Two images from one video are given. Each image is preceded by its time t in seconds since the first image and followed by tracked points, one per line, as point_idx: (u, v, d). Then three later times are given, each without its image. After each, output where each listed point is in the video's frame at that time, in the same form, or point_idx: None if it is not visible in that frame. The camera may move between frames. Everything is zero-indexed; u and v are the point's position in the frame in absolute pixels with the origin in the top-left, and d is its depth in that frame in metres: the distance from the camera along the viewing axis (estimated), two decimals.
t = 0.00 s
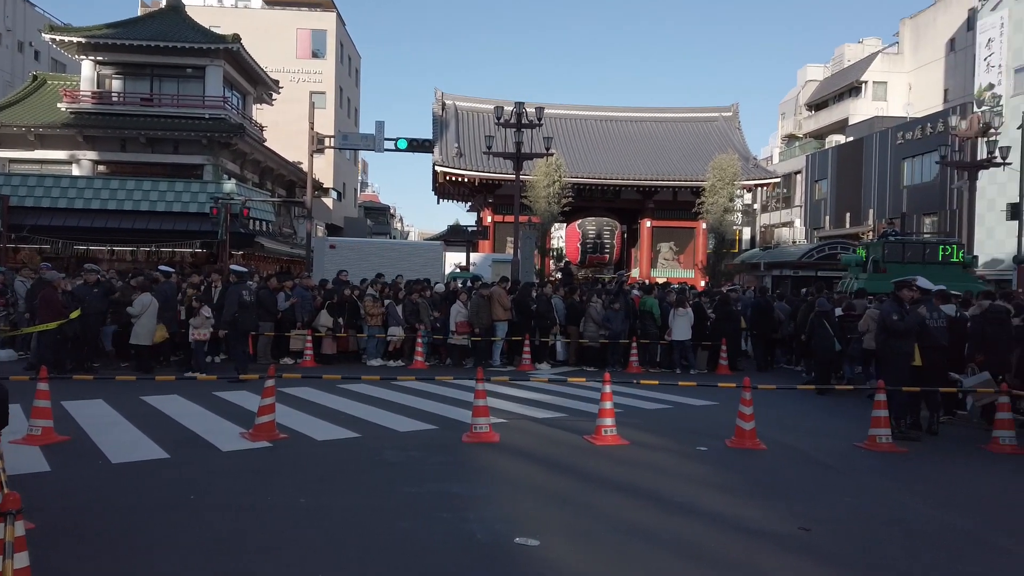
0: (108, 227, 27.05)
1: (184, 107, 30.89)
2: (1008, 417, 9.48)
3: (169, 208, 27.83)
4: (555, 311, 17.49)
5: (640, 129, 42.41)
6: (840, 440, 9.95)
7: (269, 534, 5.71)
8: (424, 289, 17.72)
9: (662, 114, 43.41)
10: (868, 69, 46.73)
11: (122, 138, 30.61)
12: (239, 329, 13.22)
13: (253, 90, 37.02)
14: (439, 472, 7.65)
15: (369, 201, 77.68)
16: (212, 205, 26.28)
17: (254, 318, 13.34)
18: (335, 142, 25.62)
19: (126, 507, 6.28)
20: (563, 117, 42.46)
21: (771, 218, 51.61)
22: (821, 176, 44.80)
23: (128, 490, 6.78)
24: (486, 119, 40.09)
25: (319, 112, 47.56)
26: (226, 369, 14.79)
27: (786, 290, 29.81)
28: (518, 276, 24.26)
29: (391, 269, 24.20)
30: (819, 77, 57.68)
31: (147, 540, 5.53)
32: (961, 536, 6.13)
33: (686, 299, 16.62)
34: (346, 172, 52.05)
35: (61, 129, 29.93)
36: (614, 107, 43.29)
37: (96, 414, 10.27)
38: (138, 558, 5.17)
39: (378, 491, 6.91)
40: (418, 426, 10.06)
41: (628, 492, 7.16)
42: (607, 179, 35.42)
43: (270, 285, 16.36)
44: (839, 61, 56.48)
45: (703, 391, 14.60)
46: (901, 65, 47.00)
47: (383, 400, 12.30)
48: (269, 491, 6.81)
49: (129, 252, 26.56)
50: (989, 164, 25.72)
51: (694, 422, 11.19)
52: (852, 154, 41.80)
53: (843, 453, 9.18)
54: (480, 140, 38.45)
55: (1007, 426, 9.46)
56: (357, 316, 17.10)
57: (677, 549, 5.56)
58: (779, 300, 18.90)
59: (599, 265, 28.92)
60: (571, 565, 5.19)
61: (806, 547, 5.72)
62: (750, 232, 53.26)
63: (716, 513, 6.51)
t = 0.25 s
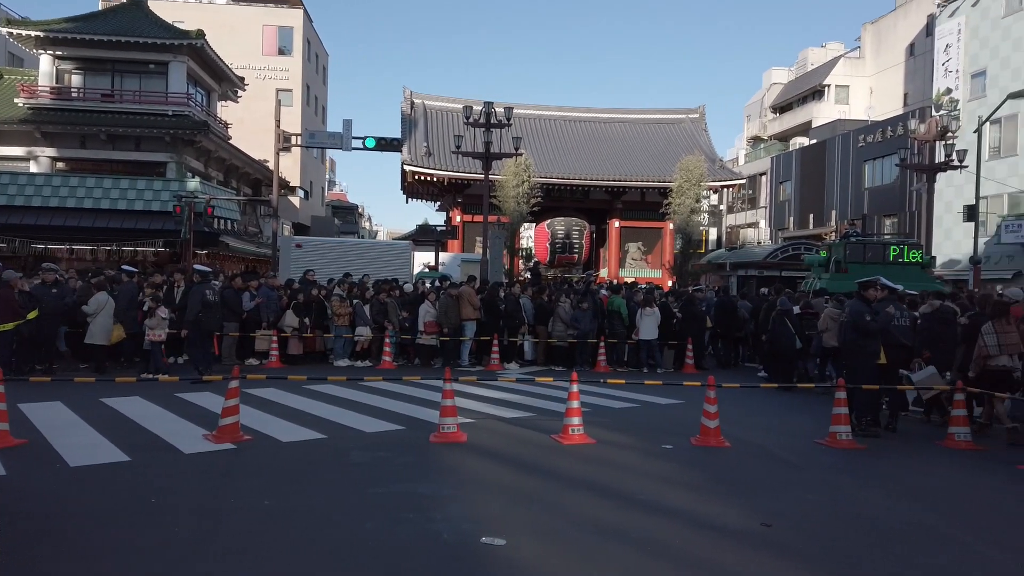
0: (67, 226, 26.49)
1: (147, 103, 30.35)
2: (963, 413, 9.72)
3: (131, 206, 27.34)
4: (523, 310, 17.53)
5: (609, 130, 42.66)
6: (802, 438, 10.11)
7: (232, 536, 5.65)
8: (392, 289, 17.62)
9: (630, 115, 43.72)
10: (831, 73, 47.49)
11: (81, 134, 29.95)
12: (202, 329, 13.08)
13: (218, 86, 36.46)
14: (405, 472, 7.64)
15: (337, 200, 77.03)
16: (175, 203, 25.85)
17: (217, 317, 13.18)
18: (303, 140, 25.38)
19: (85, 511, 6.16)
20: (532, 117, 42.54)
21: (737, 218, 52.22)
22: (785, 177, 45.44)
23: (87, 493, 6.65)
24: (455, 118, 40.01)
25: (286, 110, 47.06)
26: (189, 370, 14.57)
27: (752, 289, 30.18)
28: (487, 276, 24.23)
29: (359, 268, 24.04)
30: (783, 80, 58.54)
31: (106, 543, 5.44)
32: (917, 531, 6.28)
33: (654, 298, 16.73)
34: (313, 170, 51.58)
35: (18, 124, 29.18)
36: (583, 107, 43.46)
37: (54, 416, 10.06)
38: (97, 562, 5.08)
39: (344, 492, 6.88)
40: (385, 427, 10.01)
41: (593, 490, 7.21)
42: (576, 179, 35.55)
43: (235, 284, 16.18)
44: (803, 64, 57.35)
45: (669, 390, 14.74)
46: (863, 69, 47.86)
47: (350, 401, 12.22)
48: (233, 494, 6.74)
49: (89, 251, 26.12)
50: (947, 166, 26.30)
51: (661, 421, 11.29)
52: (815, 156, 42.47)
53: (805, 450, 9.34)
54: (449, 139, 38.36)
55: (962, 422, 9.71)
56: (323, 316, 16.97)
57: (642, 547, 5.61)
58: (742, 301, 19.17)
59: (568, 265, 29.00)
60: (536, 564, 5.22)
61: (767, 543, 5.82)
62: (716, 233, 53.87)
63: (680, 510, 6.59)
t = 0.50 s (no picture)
0: (24, 224, 25.88)
1: (107, 99, 29.77)
2: (919, 411, 9.95)
3: (91, 204, 26.79)
4: (491, 310, 17.53)
5: (576, 131, 42.84)
6: (764, 435, 10.26)
7: (194, 539, 5.58)
8: (359, 288, 17.49)
9: (598, 116, 43.95)
10: (794, 76, 48.25)
11: (39, 130, 29.27)
12: (162, 330, 12.85)
13: (181, 83, 35.92)
14: (371, 473, 7.61)
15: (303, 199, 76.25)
16: (136, 201, 25.37)
17: (177, 317, 12.95)
18: (268, 137, 25.10)
19: (42, 515, 6.04)
20: (500, 117, 42.53)
21: (703, 219, 52.77)
22: (750, 179, 46.04)
23: (43, 497, 6.51)
24: (423, 117, 39.85)
25: (251, 107, 46.49)
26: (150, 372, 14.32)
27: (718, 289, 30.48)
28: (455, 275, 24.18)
29: (326, 268, 23.83)
30: (748, 83, 59.31)
31: (64, 548, 5.33)
32: (874, 525, 6.42)
33: (621, 298, 16.80)
34: (279, 168, 51.01)
35: None
36: (551, 107, 43.59)
37: (9, 419, 9.83)
38: (55, 567, 4.99)
39: (308, 493, 6.82)
40: (350, 427, 9.93)
41: (559, 488, 7.25)
42: (545, 180, 35.62)
43: (198, 284, 15.93)
44: (767, 68, 58.14)
45: (636, 390, 14.75)
46: (825, 73, 48.67)
47: (316, 401, 12.11)
48: (195, 497, 6.65)
49: (46, 250, 25.61)
50: (906, 169, 26.88)
51: (627, 420, 11.37)
52: (779, 158, 43.08)
53: (768, 447, 9.49)
54: (417, 139, 38.20)
55: (918, 418, 9.93)
56: (289, 316, 16.77)
57: (607, 544, 5.66)
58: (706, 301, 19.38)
59: (536, 265, 29.04)
60: (502, 563, 5.23)
61: (729, 539, 5.90)
62: (682, 233, 54.38)
63: (643, 508, 6.66)
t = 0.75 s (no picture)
0: None
1: (65, 94, 29.10)
2: (877, 407, 10.15)
3: (47, 202, 26.15)
4: (458, 310, 17.51)
5: (543, 131, 42.93)
6: (728, 433, 10.39)
7: (153, 543, 5.49)
8: (325, 288, 17.34)
9: (565, 116, 44.09)
10: (758, 79, 48.92)
11: None
12: (117, 331, 12.59)
13: (142, 78, 35.22)
14: (335, 475, 7.54)
15: (269, 197, 75.35)
16: (95, 199, 24.82)
17: (132, 318, 12.67)
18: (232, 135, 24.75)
19: None
20: (467, 117, 42.45)
21: (668, 220, 53.24)
22: (715, 180, 46.56)
23: None
24: (390, 116, 39.61)
25: (214, 104, 45.79)
26: (108, 373, 14.02)
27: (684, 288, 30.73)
28: (422, 275, 24.07)
29: (291, 268, 23.57)
30: (713, 86, 60.00)
31: (17, 554, 5.21)
32: (834, 520, 6.53)
33: (588, 297, 16.89)
34: (243, 166, 50.34)
35: None
36: (518, 107, 43.63)
37: None
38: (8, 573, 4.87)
39: (272, 495, 6.75)
40: (315, 428, 9.84)
41: (525, 487, 7.26)
42: (512, 179, 35.64)
43: (158, 284, 15.65)
44: (731, 70, 58.86)
45: (602, 387, 14.92)
46: (788, 76, 49.41)
47: (281, 402, 11.98)
48: (155, 500, 6.54)
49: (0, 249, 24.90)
50: (865, 171, 27.40)
51: (592, 418, 11.43)
52: (743, 159, 43.63)
53: (731, 445, 9.61)
54: (384, 137, 37.96)
55: (876, 415, 10.13)
56: (253, 316, 16.54)
57: (572, 542, 5.69)
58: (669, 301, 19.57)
59: (504, 265, 29.04)
60: (466, 563, 5.23)
61: (691, 536, 5.96)
62: (649, 234, 54.81)
63: (607, 506, 6.70)
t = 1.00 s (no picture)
0: None
1: (19, 89, 28.39)
2: (835, 405, 10.34)
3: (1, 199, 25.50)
4: (425, 310, 17.47)
5: (510, 131, 42.95)
6: (690, 430, 10.50)
7: (109, 548, 5.38)
8: (288, 288, 17.16)
9: (532, 116, 44.15)
10: (722, 82, 49.52)
11: None
12: (64, 333, 12.30)
13: (100, 74, 34.49)
14: (298, 476, 7.47)
15: (232, 195, 74.21)
16: (51, 196, 24.24)
17: (79, 320, 12.36)
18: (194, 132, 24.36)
19: None
20: (434, 116, 42.29)
21: (634, 220, 53.66)
22: (680, 181, 47.03)
23: None
24: (355, 114, 39.31)
25: (175, 100, 45.00)
26: (62, 375, 13.71)
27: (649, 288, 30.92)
28: (389, 275, 23.95)
29: (255, 267, 23.29)
30: (678, 88, 60.60)
31: None
32: (793, 516, 6.64)
33: (554, 297, 16.97)
34: (205, 164, 49.58)
35: None
36: (485, 107, 43.59)
37: None
38: None
39: (233, 498, 6.67)
40: (277, 430, 9.73)
41: (489, 486, 7.27)
42: (479, 179, 35.61)
43: (115, 283, 15.36)
44: (696, 72, 59.51)
45: (566, 386, 15.04)
46: (751, 79, 50.09)
47: (243, 404, 11.84)
48: (111, 504, 6.41)
49: None
50: (825, 173, 27.89)
51: (557, 417, 11.49)
52: (708, 161, 44.14)
53: (694, 443, 9.73)
54: (349, 135, 37.67)
55: (834, 412, 10.33)
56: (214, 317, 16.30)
57: (535, 540, 5.71)
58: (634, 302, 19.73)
59: (471, 264, 29.02)
60: (429, 563, 5.22)
61: (653, 532, 6.03)
62: (615, 234, 55.18)
63: (571, 504, 6.74)
